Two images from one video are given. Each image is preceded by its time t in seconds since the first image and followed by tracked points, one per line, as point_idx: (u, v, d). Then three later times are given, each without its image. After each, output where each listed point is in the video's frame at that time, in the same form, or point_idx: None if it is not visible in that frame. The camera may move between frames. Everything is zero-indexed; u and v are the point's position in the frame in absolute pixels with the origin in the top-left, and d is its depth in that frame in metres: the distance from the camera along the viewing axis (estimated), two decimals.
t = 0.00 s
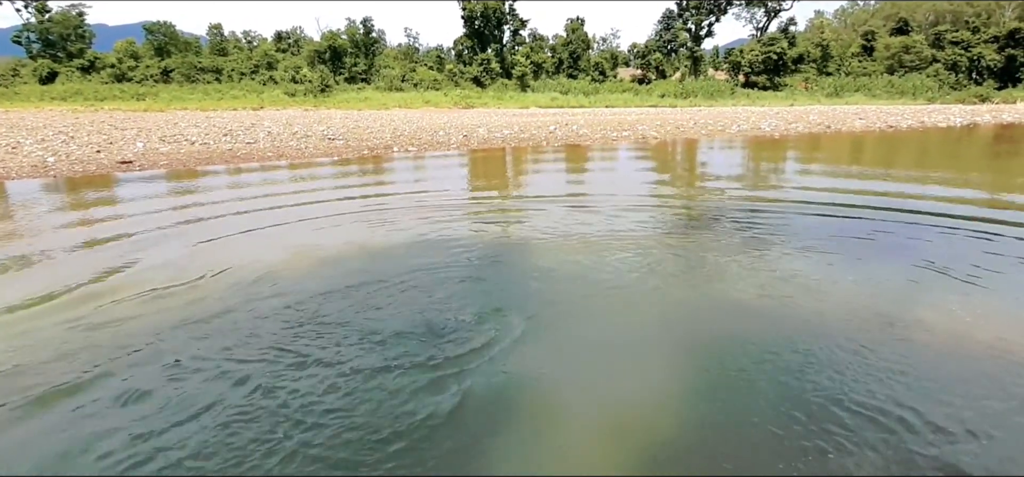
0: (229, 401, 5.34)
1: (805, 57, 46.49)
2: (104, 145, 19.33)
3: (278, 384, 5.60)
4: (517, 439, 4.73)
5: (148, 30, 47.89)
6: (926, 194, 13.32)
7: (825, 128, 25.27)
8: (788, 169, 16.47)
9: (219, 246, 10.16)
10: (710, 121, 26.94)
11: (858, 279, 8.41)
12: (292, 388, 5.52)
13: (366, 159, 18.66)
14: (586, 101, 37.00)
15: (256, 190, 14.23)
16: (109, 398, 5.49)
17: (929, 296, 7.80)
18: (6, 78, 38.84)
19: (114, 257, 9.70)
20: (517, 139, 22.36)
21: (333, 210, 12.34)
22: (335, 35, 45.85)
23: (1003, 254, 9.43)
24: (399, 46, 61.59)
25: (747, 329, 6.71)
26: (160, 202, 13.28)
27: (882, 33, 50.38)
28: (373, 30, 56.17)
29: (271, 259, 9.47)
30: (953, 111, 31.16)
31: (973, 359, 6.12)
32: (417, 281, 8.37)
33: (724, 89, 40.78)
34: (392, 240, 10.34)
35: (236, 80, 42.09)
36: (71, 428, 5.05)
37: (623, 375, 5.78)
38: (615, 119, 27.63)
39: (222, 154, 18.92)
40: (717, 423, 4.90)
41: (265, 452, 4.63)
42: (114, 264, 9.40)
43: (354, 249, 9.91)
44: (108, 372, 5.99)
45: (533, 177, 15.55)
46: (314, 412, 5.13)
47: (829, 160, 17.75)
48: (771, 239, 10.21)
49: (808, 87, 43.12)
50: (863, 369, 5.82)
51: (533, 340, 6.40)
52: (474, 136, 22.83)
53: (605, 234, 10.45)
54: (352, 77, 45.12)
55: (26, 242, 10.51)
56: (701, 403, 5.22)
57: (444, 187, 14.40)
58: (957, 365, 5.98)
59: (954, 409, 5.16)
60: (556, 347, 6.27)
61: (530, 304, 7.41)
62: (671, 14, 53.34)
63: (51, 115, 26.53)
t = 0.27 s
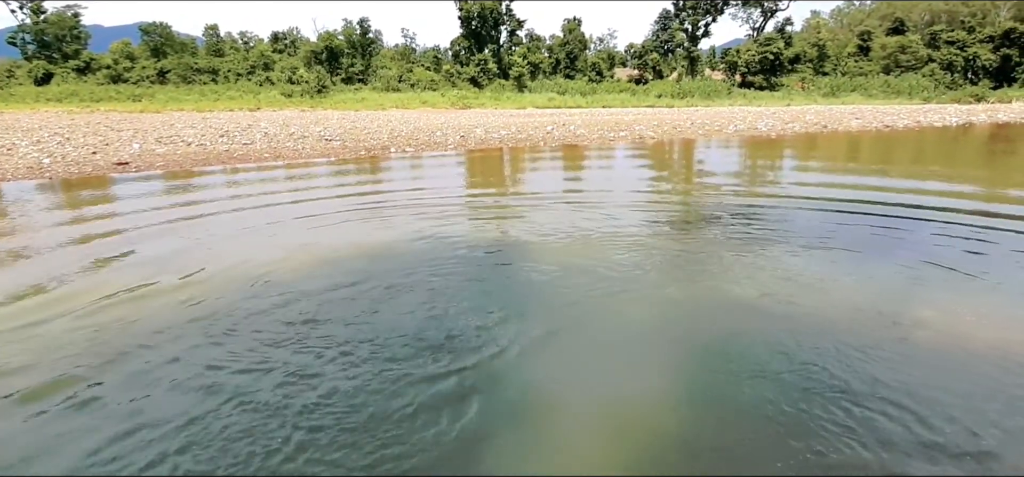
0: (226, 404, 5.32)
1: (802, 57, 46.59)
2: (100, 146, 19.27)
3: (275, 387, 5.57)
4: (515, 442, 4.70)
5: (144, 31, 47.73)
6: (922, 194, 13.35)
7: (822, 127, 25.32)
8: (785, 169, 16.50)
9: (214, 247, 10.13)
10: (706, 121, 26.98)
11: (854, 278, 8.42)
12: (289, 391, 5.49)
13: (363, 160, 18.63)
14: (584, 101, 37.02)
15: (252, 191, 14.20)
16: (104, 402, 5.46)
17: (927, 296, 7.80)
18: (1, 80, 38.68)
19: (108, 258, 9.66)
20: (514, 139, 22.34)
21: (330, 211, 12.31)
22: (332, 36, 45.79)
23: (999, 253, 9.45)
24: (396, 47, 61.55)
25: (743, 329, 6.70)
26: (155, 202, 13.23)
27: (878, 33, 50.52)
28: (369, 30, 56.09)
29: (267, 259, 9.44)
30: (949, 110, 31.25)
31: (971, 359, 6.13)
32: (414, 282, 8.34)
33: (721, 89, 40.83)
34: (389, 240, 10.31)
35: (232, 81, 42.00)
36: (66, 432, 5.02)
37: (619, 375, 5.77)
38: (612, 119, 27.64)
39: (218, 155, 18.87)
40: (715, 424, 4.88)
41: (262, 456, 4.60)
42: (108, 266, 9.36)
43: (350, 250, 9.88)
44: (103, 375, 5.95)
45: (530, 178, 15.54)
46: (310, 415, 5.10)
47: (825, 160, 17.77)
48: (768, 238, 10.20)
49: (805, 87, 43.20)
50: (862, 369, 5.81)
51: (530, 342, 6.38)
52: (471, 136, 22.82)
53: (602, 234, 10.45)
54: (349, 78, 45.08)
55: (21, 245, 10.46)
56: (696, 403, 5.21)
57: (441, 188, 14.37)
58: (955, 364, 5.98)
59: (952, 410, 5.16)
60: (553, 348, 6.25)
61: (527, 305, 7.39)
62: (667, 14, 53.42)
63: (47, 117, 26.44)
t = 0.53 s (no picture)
0: (223, 404, 5.30)
1: (799, 58, 46.68)
2: (97, 147, 19.24)
3: (273, 386, 5.56)
4: (512, 441, 4.70)
5: (141, 32, 47.63)
6: (919, 193, 13.38)
7: (819, 127, 25.38)
8: (782, 169, 16.53)
9: (212, 248, 10.10)
10: (704, 122, 27.02)
11: (852, 277, 8.44)
12: (286, 391, 5.47)
13: (360, 161, 18.64)
14: (582, 102, 37.05)
15: (249, 192, 14.20)
16: (99, 401, 5.43)
17: (924, 295, 7.81)
18: None
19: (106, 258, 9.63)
20: (512, 140, 22.35)
21: (328, 212, 12.29)
22: (330, 37, 45.76)
23: (996, 252, 9.47)
24: (394, 47, 61.53)
25: (743, 328, 6.70)
26: (153, 203, 13.22)
27: (875, 34, 50.64)
28: (367, 31, 56.06)
29: (265, 259, 9.43)
30: (946, 110, 31.33)
31: (968, 358, 6.13)
32: (412, 282, 8.33)
33: (719, 89, 40.88)
34: (386, 241, 10.30)
35: (229, 82, 41.95)
36: (62, 431, 4.99)
37: (617, 375, 5.76)
38: (610, 120, 27.68)
39: (216, 155, 18.84)
40: (712, 423, 4.87)
41: (259, 455, 4.59)
42: (106, 266, 9.32)
43: (347, 250, 9.88)
44: (99, 374, 5.91)
45: (528, 178, 15.54)
46: (308, 415, 5.08)
47: (823, 160, 17.80)
48: (765, 238, 10.21)
49: (802, 87, 43.27)
50: (859, 369, 5.81)
51: (528, 342, 6.37)
52: (469, 137, 22.83)
53: (599, 234, 10.47)
54: (347, 79, 45.02)
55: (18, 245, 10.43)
56: (696, 403, 5.21)
57: (439, 188, 14.37)
58: (953, 363, 5.99)
59: (950, 408, 5.16)
60: (551, 348, 6.23)
61: (525, 306, 7.37)
62: (665, 15, 53.52)
63: (44, 118, 26.37)
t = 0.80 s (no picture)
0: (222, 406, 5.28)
1: (796, 58, 46.81)
2: (94, 148, 19.18)
3: (271, 388, 5.55)
4: (511, 439, 4.68)
5: (138, 32, 47.47)
6: (915, 193, 13.43)
7: (816, 128, 25.46)
8: (779, 169, 16.57)
9: (210, 249, 10.09)
10: (701, 122, 27.07)
11: (849, 276, 8.47)
12: (285, 392, 5.46)
13: (358, 161, 18.62)
14: (579, 102, 37.08)
15: (247, 193, 14.18)
16: (98, 404, 5.41)
17: (921, 295, 7.83)
18: None
19: (103, 260, 9.61)
20: (509, 140, 22.35)
21: (326, 213, 12.29)
22: (326, 37, 45.69)
23: (993, 251, 9.52)
24: (391, 48, 61.48)
25: (742, 327, 6.73)
26: (150, 204, 13.20)
27: (871, 34, 50.81)
28: (364, 32, 56.01)
29: (264, 260, 9.43)
30: (942, 111, 31.45)
31: (965, 357, 6.15)
32: (410, 283, 8.33)
33: (716, 90, 40.98)
34: (383, 242, 10.29)
35: (226, 82, 41.86)
36: (65, 433, 5.00)
37: (617, 375, 5.77)
38: (608, 120, 27.71)
39: (213, 156, 18.81)
40: (710, 424, 4.87)
41: (258, 457, 4.58)
42: (104, 268, 9.31)
43: (346, 250, 9.89)
44: (97, 377, 5.90)
45: (526, 179, 15.55)
46: (306, 417, 5.07)
47: (820, 160, 17.86)
48: (763, 238, 10.23)
49: (799, 88, 43.39)
50: (857, 369, 5.82)
51: (526, 342, 6.36)
52: (467, 138, 22.84)
53: (597, 234, 10.50)
54: (344, 79, 44.94)
55: (15, 247, 10.40)
56: (697, 402, 5.22)
57: (437, 189, 14.38)
58: (950, 363, 6.01)
59: (948, 406, 5.20)
60: (548, 348, 6.23)
61: (523, 306, 7.37)
62: (662, 16, 53.61)
63: (39, 119, 26.28)
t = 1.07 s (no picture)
0: (220, 407, 5.24)
1: (793, 59, 46.90)
2: (90, 149, 19.11)
3: (270, 388, 5.51)
4: (510, 440, 4.67)
5: (134, 32, 47.25)
6: (911, 192, 13.47)
7: (813, 128, 25.50)
8: (776, 169, 16.60)
9: (206, 249, 10.04)
10: (698, 122, 27.09)
11: (847, 276, 8.46)
12: (283, 393, 5.44)
13: (355, 161, 18.57)
14: (577, 103, 37.09)
15: (243, 193, 14.13)
16: (95, 403, 5.37)
17: (919, 295, 7.83)
18: None
19: (99, 260, 9.55)
20: (507, 141, 22.32)
21: (323, 213, 12.24)
22: (324, 38, 45.64)
23: (990, 251, 9.51)
24: (389, 48, 61.44)
25: (740, 328, 6.71)
26: (146, 205, 13.15)
27: (867, 36, 50.94)
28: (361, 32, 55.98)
29: (260, 261, 9.39)
30: (938, 111, 31.52)
31: (964, 357, 6.15)
32: (408, 283, 8.30)
33: (713, 90, 41.05)
34: (380, 242, 10.26)
35: (223, 83, 41.77)
36: (59, 433, 4.96)
37: (614, 376, 5.73)
38: (606, 121, 27.72)
39: (210, 157, 18.75)
40: (708, 424, 4.85)
41: (256, 458, 4.55)
42: (100, 267, 9.26)
43: (343, 251, 9.85)
44: (93, 377, 5.85)
45: (524, 179, 15.52)
46: (305, 417, 5.04)
47: (816, 160, 17.87)
48: (760, 238, 10.23)
49: (796, 89, 43.47)
50: (857, 369, 5.81)
51: (525, 342, 6.34)
52: (464, 138, 22.82)
53: (594, 234, 10.48)
54: (342, 79, 44.84)
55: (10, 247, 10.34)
56: (695, 403, 5.19)
57: (434, 189, 14.33)
58: (948, 363, 6.00)
59: (945, 406, 5.19)
60: (548, 349, 6.21)
61: (521, 307, 7.34)
62: (659, 16, 53.70)
63: (35, 119, 26.18)
